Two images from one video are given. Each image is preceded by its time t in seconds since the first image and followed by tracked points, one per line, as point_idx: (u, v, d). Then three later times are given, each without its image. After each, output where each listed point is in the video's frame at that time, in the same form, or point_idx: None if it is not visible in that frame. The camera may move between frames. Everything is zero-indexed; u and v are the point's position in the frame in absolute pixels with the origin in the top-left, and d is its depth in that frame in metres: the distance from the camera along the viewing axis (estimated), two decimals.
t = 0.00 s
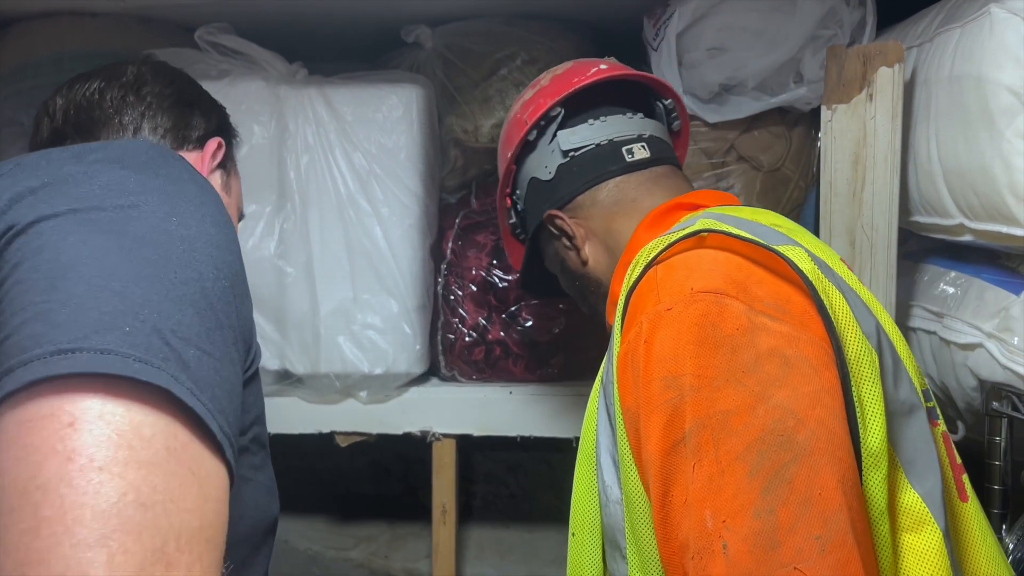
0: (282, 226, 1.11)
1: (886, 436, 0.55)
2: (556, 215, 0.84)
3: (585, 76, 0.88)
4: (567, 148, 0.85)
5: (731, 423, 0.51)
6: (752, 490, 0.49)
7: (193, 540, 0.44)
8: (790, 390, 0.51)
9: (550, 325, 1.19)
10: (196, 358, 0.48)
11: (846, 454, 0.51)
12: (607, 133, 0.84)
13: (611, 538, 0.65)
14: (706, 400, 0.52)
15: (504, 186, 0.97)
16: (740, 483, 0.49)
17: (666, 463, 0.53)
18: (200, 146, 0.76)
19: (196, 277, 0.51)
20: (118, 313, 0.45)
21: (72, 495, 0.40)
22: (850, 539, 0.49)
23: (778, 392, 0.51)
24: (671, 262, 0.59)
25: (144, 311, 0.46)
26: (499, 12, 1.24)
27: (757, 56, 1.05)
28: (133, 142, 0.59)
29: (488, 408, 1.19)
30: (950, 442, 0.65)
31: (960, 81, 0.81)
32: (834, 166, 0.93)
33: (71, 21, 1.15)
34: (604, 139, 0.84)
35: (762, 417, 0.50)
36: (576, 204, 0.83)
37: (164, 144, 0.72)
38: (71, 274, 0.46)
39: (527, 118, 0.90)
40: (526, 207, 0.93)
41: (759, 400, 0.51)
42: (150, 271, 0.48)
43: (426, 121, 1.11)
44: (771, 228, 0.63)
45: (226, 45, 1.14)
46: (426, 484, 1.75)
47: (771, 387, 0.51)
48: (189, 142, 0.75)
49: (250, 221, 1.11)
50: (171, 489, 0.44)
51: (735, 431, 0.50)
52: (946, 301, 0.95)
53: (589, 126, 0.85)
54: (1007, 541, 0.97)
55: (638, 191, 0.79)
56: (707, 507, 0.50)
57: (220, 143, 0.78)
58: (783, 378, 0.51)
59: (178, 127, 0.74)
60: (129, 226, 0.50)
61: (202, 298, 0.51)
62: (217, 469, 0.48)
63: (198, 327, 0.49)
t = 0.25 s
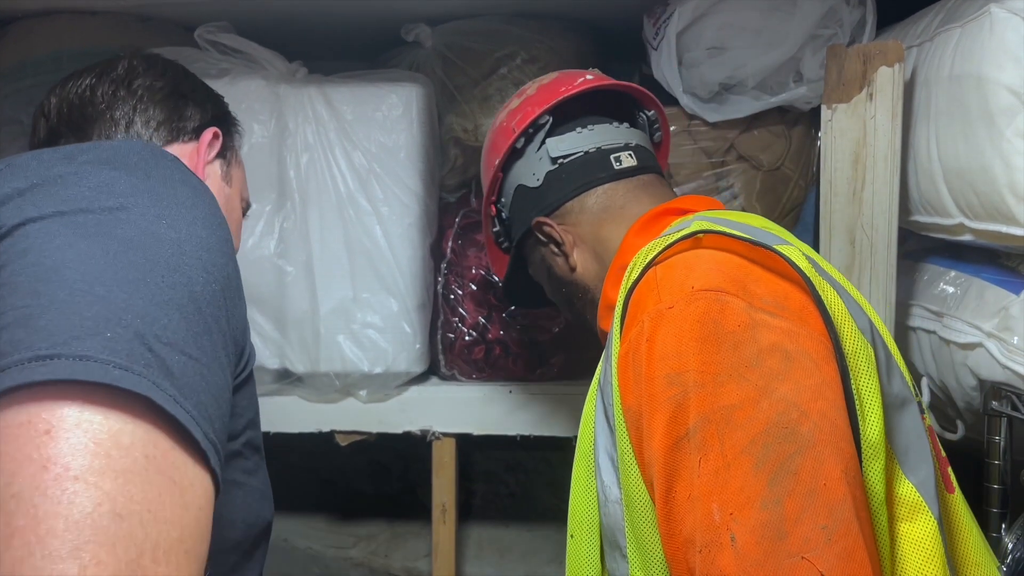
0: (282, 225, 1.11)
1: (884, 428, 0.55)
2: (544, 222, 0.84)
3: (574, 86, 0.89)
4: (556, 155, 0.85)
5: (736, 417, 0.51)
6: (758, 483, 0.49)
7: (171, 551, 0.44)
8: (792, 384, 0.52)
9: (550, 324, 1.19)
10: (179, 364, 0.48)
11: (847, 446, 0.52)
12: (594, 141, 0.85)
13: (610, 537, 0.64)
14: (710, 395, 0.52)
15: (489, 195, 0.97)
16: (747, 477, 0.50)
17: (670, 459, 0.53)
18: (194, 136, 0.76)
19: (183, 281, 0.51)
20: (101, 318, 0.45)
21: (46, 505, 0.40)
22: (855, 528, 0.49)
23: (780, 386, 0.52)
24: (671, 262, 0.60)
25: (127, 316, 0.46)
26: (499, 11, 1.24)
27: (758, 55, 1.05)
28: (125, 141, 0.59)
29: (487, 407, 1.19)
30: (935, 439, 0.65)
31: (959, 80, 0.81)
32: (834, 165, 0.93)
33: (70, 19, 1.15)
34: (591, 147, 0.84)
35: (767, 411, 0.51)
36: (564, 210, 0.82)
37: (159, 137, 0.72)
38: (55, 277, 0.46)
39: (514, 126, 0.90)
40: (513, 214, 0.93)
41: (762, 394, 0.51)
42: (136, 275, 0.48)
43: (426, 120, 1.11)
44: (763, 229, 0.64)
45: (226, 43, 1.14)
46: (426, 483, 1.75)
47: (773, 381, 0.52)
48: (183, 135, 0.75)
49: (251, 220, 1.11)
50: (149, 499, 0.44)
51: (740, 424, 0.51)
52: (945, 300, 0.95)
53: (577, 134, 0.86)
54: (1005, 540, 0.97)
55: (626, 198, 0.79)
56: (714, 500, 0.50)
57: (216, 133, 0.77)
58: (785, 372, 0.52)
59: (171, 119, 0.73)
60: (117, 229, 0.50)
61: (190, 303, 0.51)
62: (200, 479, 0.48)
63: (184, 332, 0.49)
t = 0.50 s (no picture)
0: (281, 224, 1.11)
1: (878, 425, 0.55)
2: (547, 220, 0.83)
3: (580, 84, 0.88)
4: (560, 153, 0.85)
5: (730, 414, 0.51)
6: (751, 479, 0.50)
7: (162, 553, 0.44)
8: (787, 382, 0.52)
9: (549, 324, 1.19)
10: (170, 366, 0.48)
11: (842, 443, 0.52)
12: (598, 139, 0.85)
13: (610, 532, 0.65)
14: (705, 393, 0.52)
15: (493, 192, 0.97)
16: (740, 473, 0.50)
17: (665, 456, 0.53)
18: (191, 136, 0.76)
19: (175, 282, 0.51)
20: (92, 319, 0.45)
21: (35, 507, 0.40)
22: (848, 524, 0.50)
23: (774, 384, 0.52)
24: (668, 261, 0.60)
25: (118, 317, 0.46)
26: (498, 9, 1.24)
27: (758, 54, 1.05)
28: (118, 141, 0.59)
29: (487, 405, 1.19)
30: (933, 437, 0.65)
31: (960, 79, 0.81)
32: (853, 161, 0.96)
33: (71, 18, 1.15)
34: (596, 145, 0.84)
35: (760, 409, 0.51)
36: (569, 207, 0.82)
37: (156, 136, 0.72)
38: (45, 278, 0.46)
39: (520, 123, 0.90)
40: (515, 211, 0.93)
41: (756, 392, 0.51)
42: (128, 276, 0.48)
43: (426, 119, 1.11)
44: (762, 227, 0.64)
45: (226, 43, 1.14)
46: (425, 482, 1.75)
47: (767, 379, 0.52)
48: (181, 135, 0.75)
49: (250, 220, 1.11)
50: (139, 502, 0.44)
51: (735, 422, 0.51)
52: (945, 299, 0.95)
53: (581, 132, 0.86)
54: (1005, 538, 0.97)
55: (630, 196, 0.79)
56: (708, 496, 0.51)
57: (213, 134, 0.78)
58: (780, 371, 0.52)
59: (168, 119, 0.73)
60: (108, 229, 0.50)
61: (182, 303, 0.51)
62: (192, 481, 0.48)
63: (176, 334, 0.49)
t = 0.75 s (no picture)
0: (281, 223, 1.11)
1: (887, 423, 0.55)
2: (559, 200, 0.83)
3: (607, 69, 0.88)
4: (581, 135, 0.85)
5: (741, 410, 0.51)
6: (760, 475, 0.50)
7: (156, 559, 0.45)
8: (799, 379, 0.52)
9: (549, 323, 1.19)
10: (166, 370, 0.48)
11: (852, 442, 0.52)
12: (620, 126, 0.85)
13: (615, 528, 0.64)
14: (717, 387, 0.52)
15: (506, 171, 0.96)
16: (748, 468, 0.50)
17: (674, 449, 0.54)
18: (186, 134, 0.76)
19: (172, 286, 0.51)
20: (88, 324, 0.45)
21: (31, 514, 0.40)
22: (854, 523, 0.50)
23: (786, 381, 0.52)
24: (682, 254, 0.60)
25: (114, 322, 0.46)
26: (498, 9, 1.24)
27: (758, 53, 1.05)
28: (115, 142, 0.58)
29: (486, 405, 1.19)
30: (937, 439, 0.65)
31: (960, 79, 0.81)
32: (850, 159, 0.96)
33: (71, 17, 1.15)
34: (617, 132, 0.84)
35: (772, 405, 0.51)
36: (583, 190, 0.82)
37: (150, 134, 0.72)
38: (41, 283, 0.46)
39: (543, 101, 0.89)
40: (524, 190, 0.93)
41: (769, 388, 0.51)
42: (124, 280, 0.48)
43: (425, 118, 1.11)
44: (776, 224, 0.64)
45: (226, 42, 1.14)
46: (424, 482, 1.76)
47: (780, 376, 0.52)
48: (175, 132, 0.75)
49: (249, 219, 1.10)
50: (134, 509, 0.44)
51: (746, 417, 0.51)
52: (945, 299, 0.95)
53: (604, 117, 0.85)
54: (1003, 538, 0.97)
55: (646, 184, 0.79)
56: (716, 490, 0.51)
57: (208, 131, 0.78)
58: (793, 368, 0.52)
59: (162, 117, 0.73)
60: (105, 233, 0.50)
61: (179, 307, 0.51)
62: (187, 485, 0.48)
63: (172, 338, 0.49)
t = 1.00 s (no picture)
0: (280, 223, 1.11)
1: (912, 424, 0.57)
2: (575, 173, 0.82)
3: (638, 47, 0.85)
4: (605, 111, 0.83)
5: (773, 408, 0.52)
6: (791, 474, 0.51)
7: (154, 560, 0.45)
8: (834, 379, 0.53)
9: (548, 323, 1.20)
10: (163, 370, 0.48)
11: (881, 443, 0.53)
12: (647, 107, 0.83)
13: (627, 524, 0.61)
14: (749, 385, 0.53)
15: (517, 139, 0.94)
16: (779, 468, 0.51)
17: (700, 444, 0.54)
18: (184, 135, 0.76)
19: (169, 287, 0.51)
20: (85, 325, 0.45)
21: (29, 515, 0.40)
22: (883, 524, 0.52)
23: (820, 381, 0.53)
24: (711, 245, 0.59)
25: (111, 322, 0.46)
26: (498, 8, 1.24)
27: (757, 52, 1.05)
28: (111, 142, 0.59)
29: (486, 405, 1.18)
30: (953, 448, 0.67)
31: (959, 79, 0.81)
32: (844, 162, 0.97)
33: (70, 16, 1.15)
34: (643, 112, 0.82)
35: (805, 405, 0.52)
36: (601, 166, 0.81)
37: (149, 133, 0.72)
38: (38, 284, 0.46)
39: (571, 72, 0.86)
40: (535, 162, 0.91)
41: (802, 387, 0.52)
42: (122, 281, 0.48)
43: (424, 118, 1.11)
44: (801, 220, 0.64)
45: (225, 41, 1.13)
46: (424, 481, 1.76)
47: (814, 375, 0.53)
48: (174, 131, 0.75)
49: (248, 218, 1.10)
50: (132, 509, 0.44)
51: (778, 416, 0.52)
52: (944, 299, 0.95)
53: (631, 95, 0.83)
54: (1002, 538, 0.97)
55: (666, 168, 0.78)
56: (745, 488, 0.52)
57: (206, 131, 0.78)
58: (827, 367, 0.53)
59: (162, 116, 0.73)
60: (103, 234, 0.50)
61: (176, 307, 0.51)
62: (184, 485, 0.48)
63: (169, 338, 0.49)
